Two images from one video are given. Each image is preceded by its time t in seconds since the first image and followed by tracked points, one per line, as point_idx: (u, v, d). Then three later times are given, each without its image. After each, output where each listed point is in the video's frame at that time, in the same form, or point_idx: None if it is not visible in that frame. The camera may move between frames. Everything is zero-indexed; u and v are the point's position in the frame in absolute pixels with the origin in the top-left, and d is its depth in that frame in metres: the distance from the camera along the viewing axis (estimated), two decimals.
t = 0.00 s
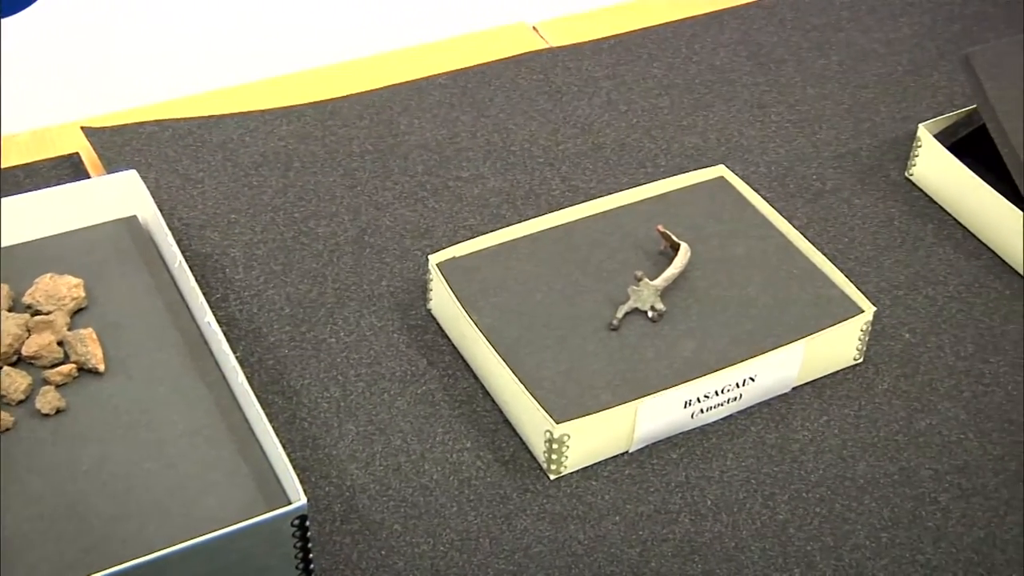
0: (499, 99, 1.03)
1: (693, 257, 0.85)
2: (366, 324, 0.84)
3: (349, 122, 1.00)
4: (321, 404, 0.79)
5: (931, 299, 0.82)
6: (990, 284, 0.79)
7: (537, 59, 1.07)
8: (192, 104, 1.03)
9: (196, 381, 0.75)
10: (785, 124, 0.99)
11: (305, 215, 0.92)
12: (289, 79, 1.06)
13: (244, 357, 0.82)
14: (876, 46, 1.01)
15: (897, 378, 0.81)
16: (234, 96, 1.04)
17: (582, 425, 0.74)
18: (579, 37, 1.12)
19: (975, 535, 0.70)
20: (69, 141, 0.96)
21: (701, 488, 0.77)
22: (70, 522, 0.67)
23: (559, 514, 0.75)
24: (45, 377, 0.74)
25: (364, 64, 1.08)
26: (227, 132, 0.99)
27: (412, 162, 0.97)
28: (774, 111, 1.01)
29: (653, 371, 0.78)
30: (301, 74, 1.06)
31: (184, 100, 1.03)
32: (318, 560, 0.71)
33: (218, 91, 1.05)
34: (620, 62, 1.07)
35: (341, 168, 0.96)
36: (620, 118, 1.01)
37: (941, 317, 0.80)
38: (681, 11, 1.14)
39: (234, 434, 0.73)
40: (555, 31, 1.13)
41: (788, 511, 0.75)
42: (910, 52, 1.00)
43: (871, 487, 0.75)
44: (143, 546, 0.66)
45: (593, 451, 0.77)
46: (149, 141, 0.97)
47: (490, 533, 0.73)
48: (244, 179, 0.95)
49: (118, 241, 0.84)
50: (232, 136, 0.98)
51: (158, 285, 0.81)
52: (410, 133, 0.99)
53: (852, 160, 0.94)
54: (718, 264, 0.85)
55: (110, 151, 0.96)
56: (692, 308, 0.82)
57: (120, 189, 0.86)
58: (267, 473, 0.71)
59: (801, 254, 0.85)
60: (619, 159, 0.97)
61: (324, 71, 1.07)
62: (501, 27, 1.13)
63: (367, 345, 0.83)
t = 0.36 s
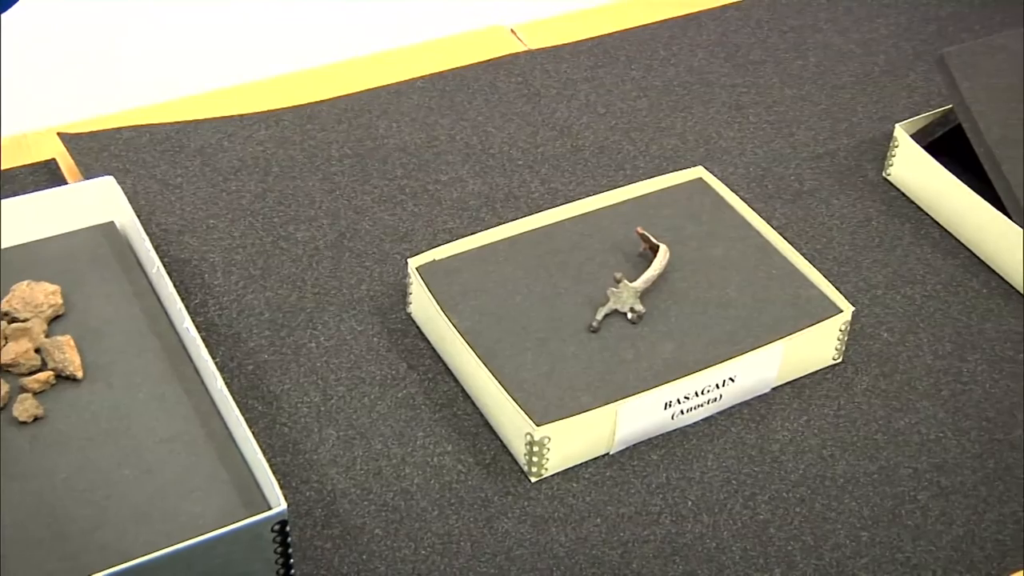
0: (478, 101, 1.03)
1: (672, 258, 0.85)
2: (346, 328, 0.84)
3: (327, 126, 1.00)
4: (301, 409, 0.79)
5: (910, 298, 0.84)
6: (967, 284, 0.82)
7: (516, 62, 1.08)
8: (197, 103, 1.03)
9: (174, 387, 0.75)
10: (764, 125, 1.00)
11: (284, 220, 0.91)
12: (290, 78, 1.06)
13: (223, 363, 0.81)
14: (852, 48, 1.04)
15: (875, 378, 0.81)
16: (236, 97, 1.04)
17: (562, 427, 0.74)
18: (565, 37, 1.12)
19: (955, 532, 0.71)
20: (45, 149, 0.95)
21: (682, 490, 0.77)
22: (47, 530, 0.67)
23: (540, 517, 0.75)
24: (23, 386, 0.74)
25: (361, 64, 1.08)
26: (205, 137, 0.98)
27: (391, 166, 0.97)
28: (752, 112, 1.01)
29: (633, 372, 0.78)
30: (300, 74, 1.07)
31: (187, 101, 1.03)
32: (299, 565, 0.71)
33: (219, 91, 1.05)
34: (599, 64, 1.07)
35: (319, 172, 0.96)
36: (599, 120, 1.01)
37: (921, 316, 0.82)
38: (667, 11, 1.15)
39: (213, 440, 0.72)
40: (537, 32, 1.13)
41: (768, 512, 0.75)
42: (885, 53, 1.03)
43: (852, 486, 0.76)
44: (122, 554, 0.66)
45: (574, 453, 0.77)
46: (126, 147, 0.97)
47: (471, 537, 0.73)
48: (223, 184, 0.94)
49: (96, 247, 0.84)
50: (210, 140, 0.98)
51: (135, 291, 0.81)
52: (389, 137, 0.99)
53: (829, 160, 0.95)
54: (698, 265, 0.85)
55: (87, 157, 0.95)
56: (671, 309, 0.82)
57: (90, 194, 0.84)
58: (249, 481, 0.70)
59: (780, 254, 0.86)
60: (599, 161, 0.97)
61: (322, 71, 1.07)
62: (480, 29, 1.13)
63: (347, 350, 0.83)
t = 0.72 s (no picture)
0: (455, 105, 1.03)
1: (650, 259, 0.85)
2: (325, 333, 0.84)
3: (304, 131, 1.00)
4: (280, 415, 0.79)
5: (886, 297, 0.86)
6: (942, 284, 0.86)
7: (492, 64, 1.08)
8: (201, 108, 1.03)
9: (152, 394, 0.75)
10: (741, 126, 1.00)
11: (262, 225, 0.91)
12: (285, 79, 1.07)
13: (201, 369, 0.81)
14: (828, 48, 1.08)
15: (853, 377, 0.82)
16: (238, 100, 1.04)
17: (541, 430, 0.74)
18: (547, 39, 1.12)
19: (934, 531, 0.72)
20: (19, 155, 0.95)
21: (661, 491, 0.77)
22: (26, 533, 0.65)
23: (520, 519, 0.75)
24: None
25: (351, 66, 1.09)
26: (181, 143, 0.98)
27: (368, 170, 0.96)
28: (729, 114, 1.01)
29: (612, 374, 0.78)
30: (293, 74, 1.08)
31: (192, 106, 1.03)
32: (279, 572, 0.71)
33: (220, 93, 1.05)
34: (575, 66, 1.08)
35: (297, 177, 0.96)
36: (576, 123, 1.01)
37: (897, 316, 0.85)
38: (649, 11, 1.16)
39: (191, 447, 0.72)
40: (523, 33, 1.14)
41: (748, 512, 0.75)
42: (861, 54, 1.06)
43: (831, 486, 0.76)
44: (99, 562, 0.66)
45: (553, 455, 0.76)
46: (102, 154, 0.96)
47: (451, 540, 0.73)
48: (199, 190, 0.94)
49: (72, 253, 0.83)
50: (187, 146, 0.98)
51: (112, 297, 0.80)
52: (366, 141, 0.99)
53: (807, 161, 0.97)
54: (676, 266, 0.85)
55: (62, 163, 0.95)
56: (650, 310, 0.82)
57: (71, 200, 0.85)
58: (224, 483, 0.71)
59: (757, 255, 0.86)
60: (576, 163, 0.97)
61: (317, 72, 1.08)
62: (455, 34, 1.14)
63: (326, 355, 0.83)
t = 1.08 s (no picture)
0: (433, 108, 1.03)
1: (629, 261, 0.85)
2: (304, 338, 0.84)
3: (282, 136, 1.00)
4: (259, 420, 0.79)
5: (864, 297, 0.87)
6: (920, 284, 0.88)
7: (470, 67, 1.08)
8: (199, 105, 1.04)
9: (129, 400, 0.74)
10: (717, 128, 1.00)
11: (240, 230, 0.91)
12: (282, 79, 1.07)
13: (179, 375, 0.81)
14: (804, 49, 1.10)
15: (832, 377, 0.82)
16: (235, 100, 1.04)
17: (520, 433, 0.73)
18: (524, 42, 1.12)
19: (913, 530, 0.75)
20: None
21: (642, 492, 0.76)
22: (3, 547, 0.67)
23: (501, 523, 0.74)
24: None
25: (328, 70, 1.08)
26: (159, 149, 0.98)
27: (346, 174, 0.96)
28: (706, 116, 1.02)
29: (591, 376, 0.78)
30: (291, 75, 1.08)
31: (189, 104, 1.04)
32: None
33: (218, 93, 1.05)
34: (553, 69, 1.08)
35: (275, 182, 0.95)
36: (554, 126, 1.01)
37: (876, 316, 0.86)
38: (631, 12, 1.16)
39: (169, 453, 0.72)
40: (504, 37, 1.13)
41: (728, 513, 0.75)
42: (836, 54, 1.09)
43: (811, 485, 0.76)
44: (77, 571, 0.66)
45: (534, 458, 0.76)
46: (78, 160, 0.96)
47: (432, 544, 0.73)
48: (177, 195, 0.94)
49: (49, 259, 0.83)
50: (164, 151, 0.98)
51: (89, 303, 0.80)
52: (344, 145, 0.99)
53: (784, 161, 0.97)
54: (654, 268, 0.85)
55: (38, 170, 0.95)
56: (629, 312, 0.82)
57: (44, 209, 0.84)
58: (204, 492, 0.70)
59: (736, 257, 0.86)
60: (554, 166, 0.97)
61: (307, 72, 1.08)
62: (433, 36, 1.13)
63: (305, 359, 0.83)
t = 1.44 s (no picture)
0: (412, 112, 1.03)
1: (608, 264, 0.85)
2: (283, 344, 0.84)
3: (261, 141, 1.00)
4: (239, 426, 0.79)
5: (843, 297, 0.88)
6: (899, 284, 0.88)
7: (449, 71, 1.08)
8: (205, 105, 1.04)
9: (108, 407, 0.74)
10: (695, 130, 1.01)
11: (219, 236, 0.91)
12: (286, 79, 1.08)
13: (158, 382, 0.81)
14: (781, 51, 1.10)
15: (811, 378, 0.83)
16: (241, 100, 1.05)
17: (501, 437, 0.73)
18: (501, 45, 1.13)
19: (893, 529, 0.75)
20: None
21: (623, 494, 0.76)
22: None
23: (482, 527, 0.74)
24: None
25: (311, 74, 1.09)
26: (136, 155, 0.98)
27: (325, 179, 0.96)
28: (684, 118, 1.02)
29: (571, 379, 0.78)
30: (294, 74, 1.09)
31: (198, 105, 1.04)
32: None
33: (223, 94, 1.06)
34: (531, 72, 1.08)
35: (253, 187, 0.95)
36: (533, 129, 1.01)
37: (854, 315, 0.86)
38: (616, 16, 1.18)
39: (148, 460, 0.72)
40: (486, 42, 1.14)
41: (709, 514, 0.75)
42: (813, 56, 1.09)
43: (791, 486, 0.77)
44: None
45: (514, 462, 0.76)
46: (55, 166, 0.96)
47: (413, 549, 0.73)
48: (155, 202, 0.93)
49: (25, 266, 0.83)
50: (141, 158, 0.97)
51: (66, 310, 0.80)
52: (322, 150, 0.99)
53: (762, 163, 0.98)
54: (633, 270, 0.85)
55: (14, 177, 0.94)
56: (608, 315, 0.82)
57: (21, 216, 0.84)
58: (184, 499, 0.70)
59: (715, 259, 0.86)
60: (534, 169, 0.97)
61: (290, 76, 1.08)
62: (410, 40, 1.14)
63: (285, 365, 0.82)
